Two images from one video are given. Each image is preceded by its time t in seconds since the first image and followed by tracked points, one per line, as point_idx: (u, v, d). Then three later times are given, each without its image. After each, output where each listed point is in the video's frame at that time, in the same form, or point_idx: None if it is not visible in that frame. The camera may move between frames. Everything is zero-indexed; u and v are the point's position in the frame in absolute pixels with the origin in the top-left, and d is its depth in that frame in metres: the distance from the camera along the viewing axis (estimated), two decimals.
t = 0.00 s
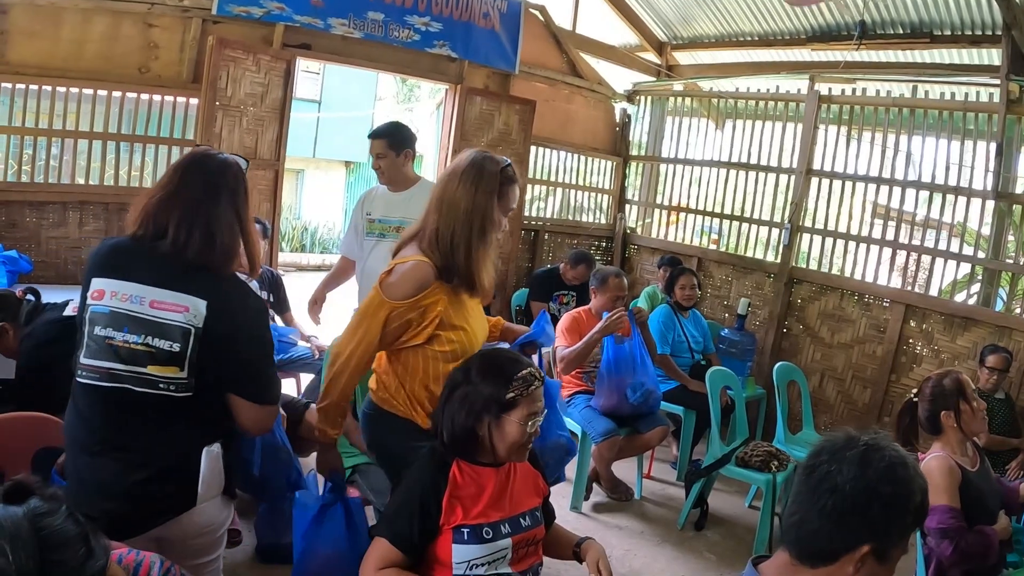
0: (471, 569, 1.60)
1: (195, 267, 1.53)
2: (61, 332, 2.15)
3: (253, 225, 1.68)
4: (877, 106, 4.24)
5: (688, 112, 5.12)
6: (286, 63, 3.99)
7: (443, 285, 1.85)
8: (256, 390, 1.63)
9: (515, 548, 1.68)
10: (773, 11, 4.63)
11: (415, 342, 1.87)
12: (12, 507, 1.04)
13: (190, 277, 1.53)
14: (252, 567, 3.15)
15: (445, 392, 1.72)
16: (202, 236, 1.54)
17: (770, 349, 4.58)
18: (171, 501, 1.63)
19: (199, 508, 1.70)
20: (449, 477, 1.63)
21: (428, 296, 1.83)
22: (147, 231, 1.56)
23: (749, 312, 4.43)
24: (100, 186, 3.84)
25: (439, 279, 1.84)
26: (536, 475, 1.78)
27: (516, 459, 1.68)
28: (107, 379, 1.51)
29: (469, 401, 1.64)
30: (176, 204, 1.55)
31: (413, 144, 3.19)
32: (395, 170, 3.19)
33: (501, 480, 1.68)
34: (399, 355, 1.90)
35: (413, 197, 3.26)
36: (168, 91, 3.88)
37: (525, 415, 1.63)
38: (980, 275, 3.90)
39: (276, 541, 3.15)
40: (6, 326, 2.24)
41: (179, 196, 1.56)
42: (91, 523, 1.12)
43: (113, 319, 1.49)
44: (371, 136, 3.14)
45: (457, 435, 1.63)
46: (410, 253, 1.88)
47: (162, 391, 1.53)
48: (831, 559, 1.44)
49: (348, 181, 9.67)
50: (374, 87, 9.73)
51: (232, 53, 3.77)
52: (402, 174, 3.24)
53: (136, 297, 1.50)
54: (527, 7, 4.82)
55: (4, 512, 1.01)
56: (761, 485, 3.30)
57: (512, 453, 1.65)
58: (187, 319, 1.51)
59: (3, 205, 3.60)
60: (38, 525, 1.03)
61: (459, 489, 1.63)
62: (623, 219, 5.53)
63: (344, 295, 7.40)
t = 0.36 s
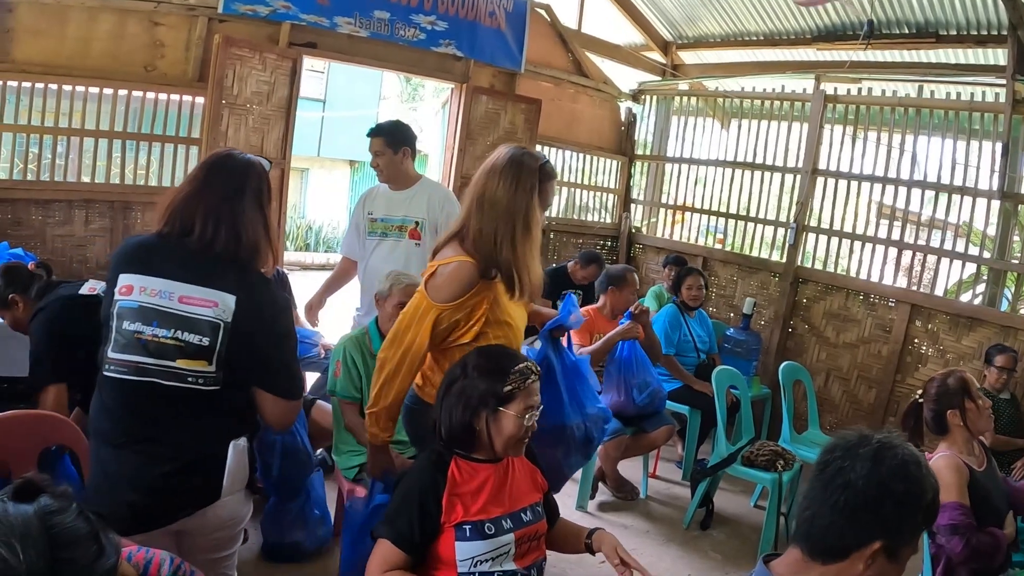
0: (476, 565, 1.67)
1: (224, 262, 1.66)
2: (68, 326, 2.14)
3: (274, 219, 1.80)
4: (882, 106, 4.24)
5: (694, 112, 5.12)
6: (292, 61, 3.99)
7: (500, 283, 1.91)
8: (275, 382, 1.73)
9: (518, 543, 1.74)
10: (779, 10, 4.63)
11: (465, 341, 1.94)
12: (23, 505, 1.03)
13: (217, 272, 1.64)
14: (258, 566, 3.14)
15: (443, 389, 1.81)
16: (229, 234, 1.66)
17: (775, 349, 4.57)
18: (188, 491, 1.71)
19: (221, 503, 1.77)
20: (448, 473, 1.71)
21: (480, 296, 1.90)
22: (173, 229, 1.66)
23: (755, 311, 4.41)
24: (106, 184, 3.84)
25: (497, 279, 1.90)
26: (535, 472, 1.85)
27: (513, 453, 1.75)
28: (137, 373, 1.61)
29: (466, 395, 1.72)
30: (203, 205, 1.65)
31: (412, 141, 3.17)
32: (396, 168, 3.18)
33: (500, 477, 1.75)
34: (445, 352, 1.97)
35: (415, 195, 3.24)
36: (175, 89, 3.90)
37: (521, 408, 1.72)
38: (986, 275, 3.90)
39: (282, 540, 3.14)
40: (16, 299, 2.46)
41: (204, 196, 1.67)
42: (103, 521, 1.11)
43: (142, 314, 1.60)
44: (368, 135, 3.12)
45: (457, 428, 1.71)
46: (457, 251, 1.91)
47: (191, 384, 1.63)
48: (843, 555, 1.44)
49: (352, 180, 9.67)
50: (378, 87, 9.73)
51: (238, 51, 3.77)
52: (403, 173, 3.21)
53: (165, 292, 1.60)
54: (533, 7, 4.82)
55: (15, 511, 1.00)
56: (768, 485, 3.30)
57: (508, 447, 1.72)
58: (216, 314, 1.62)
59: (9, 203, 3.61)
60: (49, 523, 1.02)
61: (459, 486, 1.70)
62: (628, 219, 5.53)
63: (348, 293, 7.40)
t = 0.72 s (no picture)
0: (485, 563, 1.73)
1: (233, 254, 1.73)
2: (81, 322, 2.14)
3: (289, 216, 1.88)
4: (889, 105, 4.23)
5: (700, 111, 5.12)
6: (299, 60, 3.99)
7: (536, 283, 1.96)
8: (291, 376, 1.82)
9: (524, 539, 1.81)
10: (785, 10, 4.63)
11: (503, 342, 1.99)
12: (35, 503, 1.02)
13: (234, 268, 1.72)
14: (265, 565, 3.15)
15: (445, 386, 1.89)
16: (237, 226, 1.74)
17: (781, 349, 4.57)
18: (203, 486, 1.78)
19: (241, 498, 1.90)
20: (454, 471, 1.77)
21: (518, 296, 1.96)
22: (190, 224, 1.77)
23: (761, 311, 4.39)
24: (112, 183, 3.85)
25: (533, 278, 1.95)
26: (538, 467, 1.93)
27: (517, 447, 1.83)
28: (158, 367, 1.69)
29: (468, 392, 1.80)
30: (214, 199, 1.75)
31: (405, 139, 3.17)
32: (390, 167, 3.19)
33: (505, 472, 1.82)
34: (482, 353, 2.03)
35: (411, 193, 3.24)
36: (181, 88, 3.92)
37: (523, 402, 1.79)
38: (992, 275, 3.89)
39: (289, 538, 3.15)
40: (29, 281, 2.47)
41: (216, 194, 1.76)
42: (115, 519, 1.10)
43: (165, 310, 1.68)
44: (361, 135, 3.13)
45: (460, 425, 1.79)
46: (489, 252, 1.97)
47: (212, 380, 1.72)
48: (855, 552, 1.44)
49: (357, 180, 9.67)
50: (383, 87, 9.72)
51: (245, 50, 3.77)
52: (397, 170, 3.23)
53: (186, 288, 1.69)
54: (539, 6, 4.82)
55: (29, 510, 0.99)
56: (775, 484, 3.29)
57: (511, 441, 1.80)
58: (238, 311, 1.71)
59: (15, 201, 3.62)
60: (62, 521, 1.01)
61: (464, 485, 1.76)
62: (634, 218, 5.52)
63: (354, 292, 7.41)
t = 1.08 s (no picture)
0: (498, 561, 1.77)
1: (248, 252, 1.74)
2: (96, 317, 2.16)
3: (304, 216, 1.88)
4: (897, 105, 4.23)
5: (708, 111, 5.12)
6: (307, 59, 3.99)
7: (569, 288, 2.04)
8: (311, 374, 1.84)
9: (536, 538, 1.84)
10: (793, 9, 4.63)
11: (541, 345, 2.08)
12: (53, 502, 1.07)
13: (251, 266, 1.74)
14: (275, 563, 3.16)
15: (453, 384, 1.92)
16: (252, 225, 1.75)
17: (789, 349, 4.57)
18: (220, 483, 1.79)
19: (256, 497, 1.89)
20: (466, 469, 1.80)
21: (556, 301, 2.04)
22: (203, 225, 1.78)
23: (768, 311, 4.39)
24: (120, 181, 3.86)
25: (566, 283, 2.04)
26: (548, 465, 1.95)
27: (526, 444, 1.85)
28: (176, 365, 1.71)
29: (474, 390, 1.83)
30: (229, 197, 1.75)
31: (390, 137, 3.25)
32: (377, 165, 3.27)
33: (516, 470, 1.84)
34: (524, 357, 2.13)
35: (397, 190, 3.30)
36: (189, 87, 3.93)
37: (531, 398, 1.82)
38: (1000, 274, 3.89)
39: (299, 536, 3.16)
40: (38, 269, 2.49)
41: (228, 192, 1.77)
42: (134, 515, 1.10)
43: (184, 307, 1.70)
44: (348, 134, 3.23)
45: (468, 422, 1.83)
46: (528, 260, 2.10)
47: (231, 377, 1.72)
48: (868, 547, 1.44)
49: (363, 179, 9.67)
50: (389, 86, 9.71)
51: (253, 49, 3.77)
52: (385, 168, 3.30)
53: (205, 285, 1.70)
54: (547, 5, 4.82)
55: (46, 508, 1.05)
56: (783, 483, 3.30)
57: (521, 438, 1.83)
58: (257, 308, 1.72)
59: (24, 200, 3.66)
60: (79, 520, 1.06)
61: (476, 483, 1.79)
62: (641, 218, 5.51)
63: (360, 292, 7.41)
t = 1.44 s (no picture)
0: (513, 559, 1.77)
1: (271, 252, 1.75)
2: (117, 315, 2.18)
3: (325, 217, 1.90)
4: (910, 105, 4.23)
5: (720, 111, 5.12)
6: (321, 59, 3.99)
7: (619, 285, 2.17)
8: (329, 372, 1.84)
9: (552, 536, 1.84)
10: (806, 8, 4.63)
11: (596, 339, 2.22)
12: (76, 499, 1.12)
13: (273, 266, 1.74)
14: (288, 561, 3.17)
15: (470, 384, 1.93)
16: (275, 225, 1.76)
17: (802, 349, 4.57)
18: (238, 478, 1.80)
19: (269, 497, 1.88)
20: (482, 468, 1.81)
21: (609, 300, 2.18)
22: (225, 226, 1.79)
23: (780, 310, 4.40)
24: (134, 181, 3.95)
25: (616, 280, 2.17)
26: (566, 465, 1.95)
27: (542, 444, 1.87)
28: (196, 363, 1.71)
29: (491, 389, 1.84)
30: (255, 197, 1.77)
31: (389, 133, 3.27)
32: (375, 160, 3.31)
33: (532, 469, 1.85)
34: (579, 352, 2.26)
35: (394, 184, 3.33)
36: (203, 87, 4.00)
37: (549, 399, 1.83)
38: (1014, 275, 3.87)
39: (311, 535, 3.16)
40: (55, 260, 2.52)
41: (251, 194, 1.78)
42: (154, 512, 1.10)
43: (206, 306, 1.70)
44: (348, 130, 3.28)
45: (486, 420, 1.84)
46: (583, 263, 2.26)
47: (251, 377, 1.72)
48: (886, 543, 1.44)
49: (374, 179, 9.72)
50: (401, 87, 9.71)
51: (267, 48, 3.76)
52: (383, 164, 3.33)
53: (228, 285, 1.71)
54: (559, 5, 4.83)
55: (69, 505, 1.10)
56: (796, 483, 3.30)
57: (536, 438, 1.84)
58: (280, 308, 1.72)
59: (38, 199, 3.77)
60: (102, 516, 1.10)
61: (493, 481, 1.80)
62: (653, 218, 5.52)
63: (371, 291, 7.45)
